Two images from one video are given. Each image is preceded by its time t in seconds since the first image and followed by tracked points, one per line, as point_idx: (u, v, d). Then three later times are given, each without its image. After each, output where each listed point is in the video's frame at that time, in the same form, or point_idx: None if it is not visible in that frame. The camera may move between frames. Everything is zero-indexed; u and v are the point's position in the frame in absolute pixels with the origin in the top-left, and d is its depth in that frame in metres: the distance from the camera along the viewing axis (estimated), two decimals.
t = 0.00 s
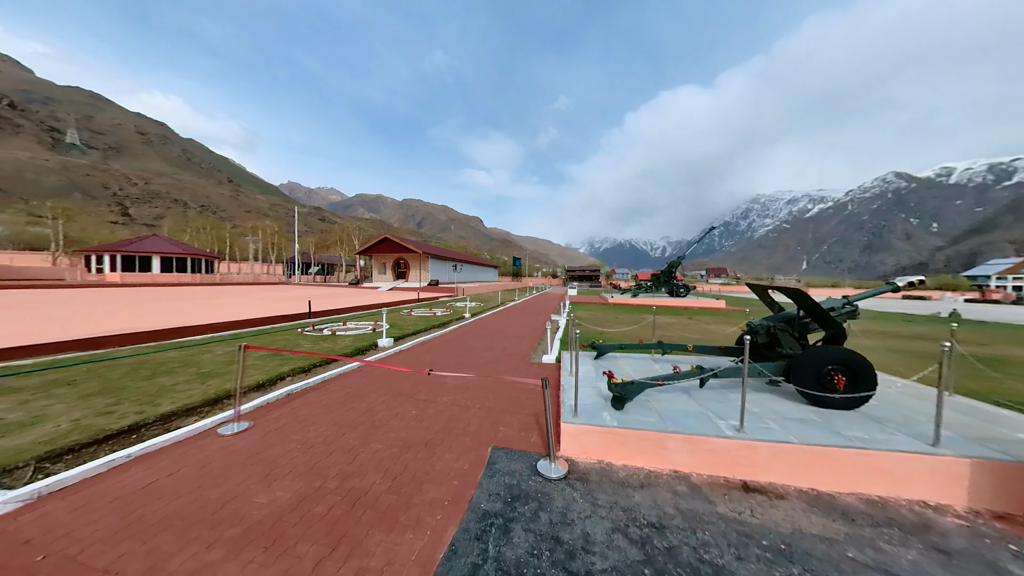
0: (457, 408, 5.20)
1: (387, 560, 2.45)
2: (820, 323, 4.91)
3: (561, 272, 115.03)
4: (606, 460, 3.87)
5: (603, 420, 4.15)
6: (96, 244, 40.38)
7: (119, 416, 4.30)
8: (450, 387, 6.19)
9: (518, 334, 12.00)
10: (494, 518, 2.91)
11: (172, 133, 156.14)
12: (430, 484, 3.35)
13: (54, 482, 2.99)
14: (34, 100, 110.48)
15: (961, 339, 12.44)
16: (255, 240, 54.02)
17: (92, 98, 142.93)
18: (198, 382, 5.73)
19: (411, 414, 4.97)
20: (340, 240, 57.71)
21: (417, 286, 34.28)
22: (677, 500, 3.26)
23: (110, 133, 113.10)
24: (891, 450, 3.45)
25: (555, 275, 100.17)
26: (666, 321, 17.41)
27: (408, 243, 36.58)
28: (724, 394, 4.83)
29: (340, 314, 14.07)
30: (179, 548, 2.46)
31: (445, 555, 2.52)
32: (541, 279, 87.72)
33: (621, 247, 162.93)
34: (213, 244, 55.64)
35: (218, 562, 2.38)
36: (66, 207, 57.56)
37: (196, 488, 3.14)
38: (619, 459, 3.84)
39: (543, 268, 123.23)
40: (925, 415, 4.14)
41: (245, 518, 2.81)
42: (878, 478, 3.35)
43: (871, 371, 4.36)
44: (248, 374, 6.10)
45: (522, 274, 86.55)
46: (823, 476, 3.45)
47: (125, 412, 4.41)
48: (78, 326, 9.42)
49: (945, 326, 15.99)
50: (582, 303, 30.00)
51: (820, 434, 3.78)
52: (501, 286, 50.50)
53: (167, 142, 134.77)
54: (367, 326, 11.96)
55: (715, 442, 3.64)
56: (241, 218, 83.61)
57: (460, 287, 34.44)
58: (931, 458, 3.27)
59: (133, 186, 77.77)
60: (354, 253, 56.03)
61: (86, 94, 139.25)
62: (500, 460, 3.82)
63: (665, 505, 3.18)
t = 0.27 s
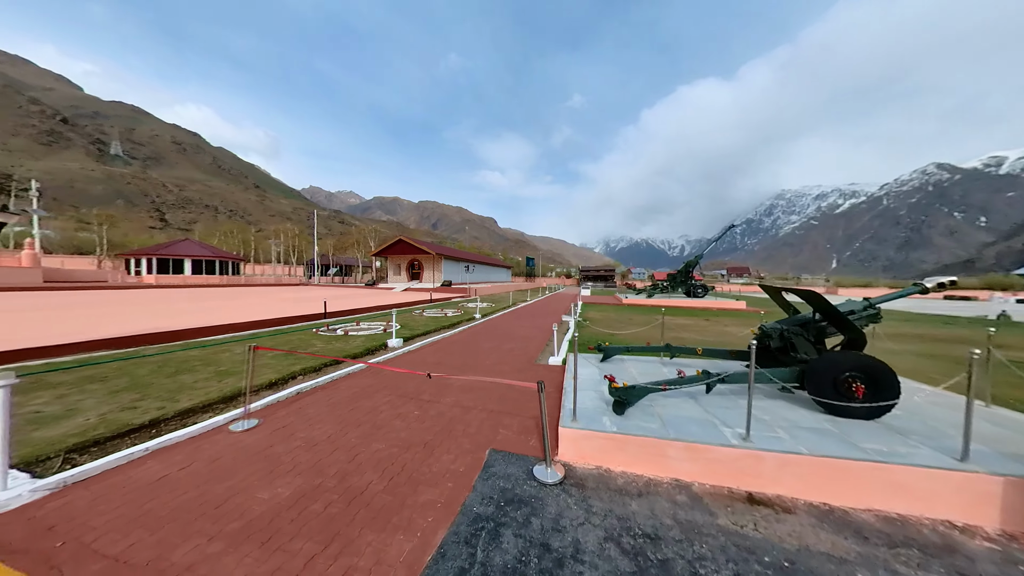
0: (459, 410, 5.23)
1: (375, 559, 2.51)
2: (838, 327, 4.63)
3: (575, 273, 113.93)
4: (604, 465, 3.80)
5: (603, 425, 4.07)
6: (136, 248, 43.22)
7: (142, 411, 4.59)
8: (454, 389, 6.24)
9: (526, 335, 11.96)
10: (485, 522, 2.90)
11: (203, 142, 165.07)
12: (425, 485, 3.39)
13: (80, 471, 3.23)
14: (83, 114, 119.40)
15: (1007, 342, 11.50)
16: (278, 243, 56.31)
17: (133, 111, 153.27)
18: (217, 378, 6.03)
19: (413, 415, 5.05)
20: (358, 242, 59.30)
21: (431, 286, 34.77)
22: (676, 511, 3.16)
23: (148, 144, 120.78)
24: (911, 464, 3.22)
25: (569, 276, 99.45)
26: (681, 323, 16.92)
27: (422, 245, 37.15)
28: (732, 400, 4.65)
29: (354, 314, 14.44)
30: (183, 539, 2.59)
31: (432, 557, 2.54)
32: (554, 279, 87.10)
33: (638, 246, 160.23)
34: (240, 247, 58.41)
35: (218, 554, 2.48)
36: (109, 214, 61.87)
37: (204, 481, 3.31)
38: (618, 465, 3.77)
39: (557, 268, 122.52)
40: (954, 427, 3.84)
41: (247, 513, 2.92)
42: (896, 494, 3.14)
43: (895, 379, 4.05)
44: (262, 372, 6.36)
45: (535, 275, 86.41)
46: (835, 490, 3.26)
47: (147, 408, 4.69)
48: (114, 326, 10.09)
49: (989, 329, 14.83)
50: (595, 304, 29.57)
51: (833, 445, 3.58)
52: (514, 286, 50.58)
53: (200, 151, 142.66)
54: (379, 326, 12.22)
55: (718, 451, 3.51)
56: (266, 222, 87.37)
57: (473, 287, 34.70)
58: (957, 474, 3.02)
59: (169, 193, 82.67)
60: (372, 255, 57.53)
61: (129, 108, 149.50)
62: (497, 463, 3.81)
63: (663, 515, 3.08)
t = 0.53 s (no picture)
0: (460, 409, 5.33)
1: (366, 551, 2.62)
2: (852, 329, 4.39)
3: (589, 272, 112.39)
4: (599, 467, 3.78)
5: (598, 426, 4.05)
6: (170, 251, 45.90)
7: (166, 405, 4.93)
8: (457, 388, 6.35)
9: (534, 335, 11.96)
10: (475, 519, 2.97)
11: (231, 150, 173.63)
12: (419, 481, 3.49)
13: (108, 458, 3.53)
14: (124, 127, 128.03)
15: None
16: (299, 245, 58.47)
17: (169, 122, 162.87)
18: (235, 375, 6.38)
19: (416, 413, 5.17)
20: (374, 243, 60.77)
21: (444, 287, 35.23)
22: (668, 515, 3.12)
23: (182, 153, 128.01)
24: (923, 474, 3.05)
25: (584, 275, 98.23)
26: (696, 324, 16.45)
27: (435, 246, 37.73)
28: (735, 404, 4.53)
29: (367, 314, 14.85)
30: (194, 523, 2.79)
31: (420, 551, 2.63)
32: (568, 278, 86.41)
33: (654, 245, 156.36)
34: (264, 250, 61.02)
35: (225, 539, 2.65)
36: (147, 219, 66.03)
37: (216, 471, 3.53)
38: (612, 467, 3.74)
39: (571, 268, 121.26)
40: (977, 438, 3.59)
41: (254, 501, 3.10)
42: (907, 506, 2.97)
43: (913, 385, 3.79)
44: (277, 370, 6.69)
45: (548, 274, 85.91)
46: (839, 500, 3.12)
47: (170, 402, 5.03)
48: (148, 324, 10.83)
49: None
50: (608, 304, 29.16)
51: (838, 453, 3.43)
52: (526, 286, 50.51)
53: (228, 158, 149.87)
54: (391, 326, 12.53)
55: (714, 456, 3.43)
56: (288, 225, 90.83)
57: (485, 287, 34.89)
58: (974, 487, 2.84)
59: (200, 198, 87.30)
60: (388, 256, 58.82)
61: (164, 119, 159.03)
62: (492, 462, 3.87)
63: (654, 519, 3.06)
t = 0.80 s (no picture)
0: (461, 410, 5.39)
1: (361, 546, 2.68)
2: (868, 333, 4.17)
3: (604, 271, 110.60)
4: (595, 472, 3.74)
5: (596, 430, 4.01)
6: (201, 254, 48.48)
7: (186, 401, 5.23)
8: (461, 389, 6.42)
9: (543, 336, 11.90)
10: (466, 521, 3.00)
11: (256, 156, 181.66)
12: (417, 480, 3.55)
13: (129, 451, 3.78)
14: (160, 137, 136.25)
15: None
16: (319, 247, 60.46)
17: (200, 132, 172.27)
18: (251, 372, 6.69)
19: (420, 413, 5.27)
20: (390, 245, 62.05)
21: (457, 287, 35.59)
22: (663, 523, 3.05)
23: (212, 160, 134.95)
24: (940, 491, 2.86)
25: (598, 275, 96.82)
26: (712, 325, 15.92)
27: (448, 247, 38.13)
28: (740, 411, 4.38)
29: (381, 313, 15.20)
30: (201, 515, 2.95)
31: (414, 548, 2.70)
32: (582, 278, 85.43)
33: (672, 243, 152.16)
34: (286, 251, 63.48)
35: (230, 530, 2.78)
36: (180, 224, 70.00)
37: (227, 466, 3.71)
38: (609, 472, 3.69)
39: (586, 267, 119.80)
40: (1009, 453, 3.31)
41: (260, 495, 3.23)
42: (923, 523, 2.78)
43: (932, 392, 3.57)
44: (291, 368, 6.98)
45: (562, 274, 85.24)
46: (848, 514, 2.95)
47: (190, 398, 5.33)
48: (178, 324, 11.51)
49: None
50: (621, 304, 28.64)
51: (848, 463, 3.26)
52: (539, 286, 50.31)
53: (253, 164, 156.75)
54: (402, 326, 12.79)
55: (714, 464, 3.33)
56: (309, 228, 94.10)
57: (497, 288, 35.00)
58: (1001, 506, 2.62)
59: (228, 203, 91.70)
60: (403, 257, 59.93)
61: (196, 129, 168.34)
62: (488, 464, 3.89)
63: (647, 527, 2.99)
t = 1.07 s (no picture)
0: (460, 410, 5.50)
1: (352, 538, 2.82)
2: (876, 338, 4.02)
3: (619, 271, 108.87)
4: (585, 474, 3.75)
5: (588, 433, 4.02)
6: (229, 256, 51.05)
7: (203, 397, 5.58)
8: (463, 389, 6.53)
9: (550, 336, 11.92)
10: (453, 518, 3.09)
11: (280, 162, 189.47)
12: (411, 477, 3.68)
13: (149, 443, 4.09)
14: (193, 146, 144.38)
15: None
16: (338, 249, 62.41)
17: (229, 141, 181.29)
18: (265, 370, 7.05)
19: (420, 412, 5.41)
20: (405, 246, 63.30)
21: (469, 288, 35.93)
22: (647, 528, 3.04)
23: (239, 167, 141.78)
24: (942, 505, 2.72)
25: (613, 275, 95.31)
26: (726, 327, 15.46)
27: (460, 248, 38.59)
28: (737, 417, 4.28)
29: (392, 314, 15.58)
30: (208, 504, 3.18)
31: (402, 541, 2.81)
32: (596, 278, 84.36)
33: (690, 242, 148.01)
34: (307, 254, 65.89)
35: (232, 520, 2.98)
36: (210, 228, 73.90)
37: (235, 459, 3.96)
38: (598, 475, 3.70)
39: (600, 267, 118.23)
40: None
41: (262, 487, 3.44)
42: (923, 539, 2.66)
43: (944, 403, 3.39)
44: (302, 367, 7.30)
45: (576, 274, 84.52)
46: (842, 527, 2.86)
47: (207, 394, 5.69)
48: (204, 323, 12.22)
49: None
50: (635, 305, 28.15)
51: (846, 473, 3.14)
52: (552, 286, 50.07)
53: (277, 170, 163.49)
54: (412, 326, 13.07)
55: (703, 470, 3.28)
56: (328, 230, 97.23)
57: (509, 288, 35.11)
58: (1008, 525, 2.48)
59: (254, 207, 96.04)
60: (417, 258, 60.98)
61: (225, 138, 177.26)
62: (480, 463, 3.98)
63: (631, 531, 2.99)
